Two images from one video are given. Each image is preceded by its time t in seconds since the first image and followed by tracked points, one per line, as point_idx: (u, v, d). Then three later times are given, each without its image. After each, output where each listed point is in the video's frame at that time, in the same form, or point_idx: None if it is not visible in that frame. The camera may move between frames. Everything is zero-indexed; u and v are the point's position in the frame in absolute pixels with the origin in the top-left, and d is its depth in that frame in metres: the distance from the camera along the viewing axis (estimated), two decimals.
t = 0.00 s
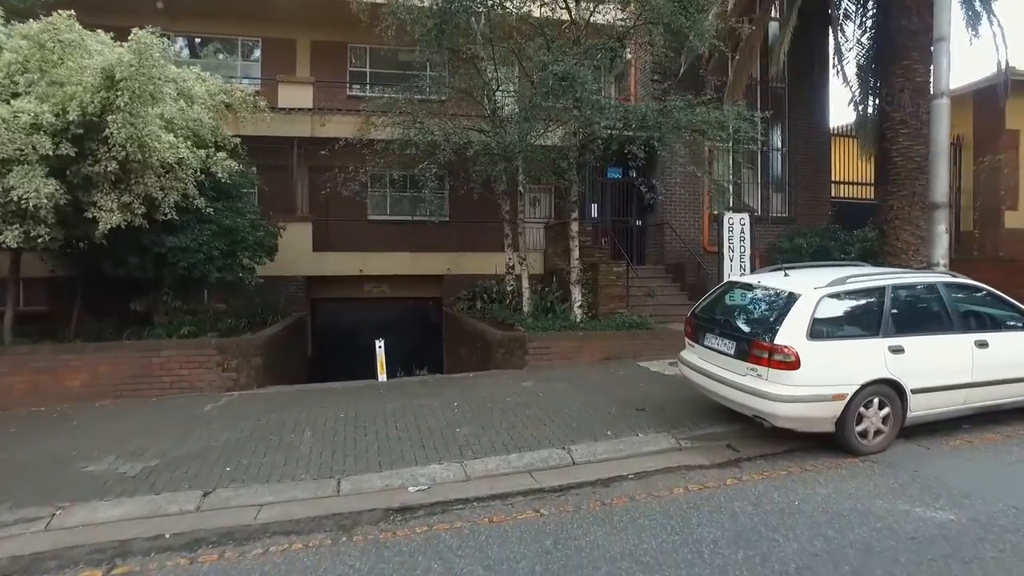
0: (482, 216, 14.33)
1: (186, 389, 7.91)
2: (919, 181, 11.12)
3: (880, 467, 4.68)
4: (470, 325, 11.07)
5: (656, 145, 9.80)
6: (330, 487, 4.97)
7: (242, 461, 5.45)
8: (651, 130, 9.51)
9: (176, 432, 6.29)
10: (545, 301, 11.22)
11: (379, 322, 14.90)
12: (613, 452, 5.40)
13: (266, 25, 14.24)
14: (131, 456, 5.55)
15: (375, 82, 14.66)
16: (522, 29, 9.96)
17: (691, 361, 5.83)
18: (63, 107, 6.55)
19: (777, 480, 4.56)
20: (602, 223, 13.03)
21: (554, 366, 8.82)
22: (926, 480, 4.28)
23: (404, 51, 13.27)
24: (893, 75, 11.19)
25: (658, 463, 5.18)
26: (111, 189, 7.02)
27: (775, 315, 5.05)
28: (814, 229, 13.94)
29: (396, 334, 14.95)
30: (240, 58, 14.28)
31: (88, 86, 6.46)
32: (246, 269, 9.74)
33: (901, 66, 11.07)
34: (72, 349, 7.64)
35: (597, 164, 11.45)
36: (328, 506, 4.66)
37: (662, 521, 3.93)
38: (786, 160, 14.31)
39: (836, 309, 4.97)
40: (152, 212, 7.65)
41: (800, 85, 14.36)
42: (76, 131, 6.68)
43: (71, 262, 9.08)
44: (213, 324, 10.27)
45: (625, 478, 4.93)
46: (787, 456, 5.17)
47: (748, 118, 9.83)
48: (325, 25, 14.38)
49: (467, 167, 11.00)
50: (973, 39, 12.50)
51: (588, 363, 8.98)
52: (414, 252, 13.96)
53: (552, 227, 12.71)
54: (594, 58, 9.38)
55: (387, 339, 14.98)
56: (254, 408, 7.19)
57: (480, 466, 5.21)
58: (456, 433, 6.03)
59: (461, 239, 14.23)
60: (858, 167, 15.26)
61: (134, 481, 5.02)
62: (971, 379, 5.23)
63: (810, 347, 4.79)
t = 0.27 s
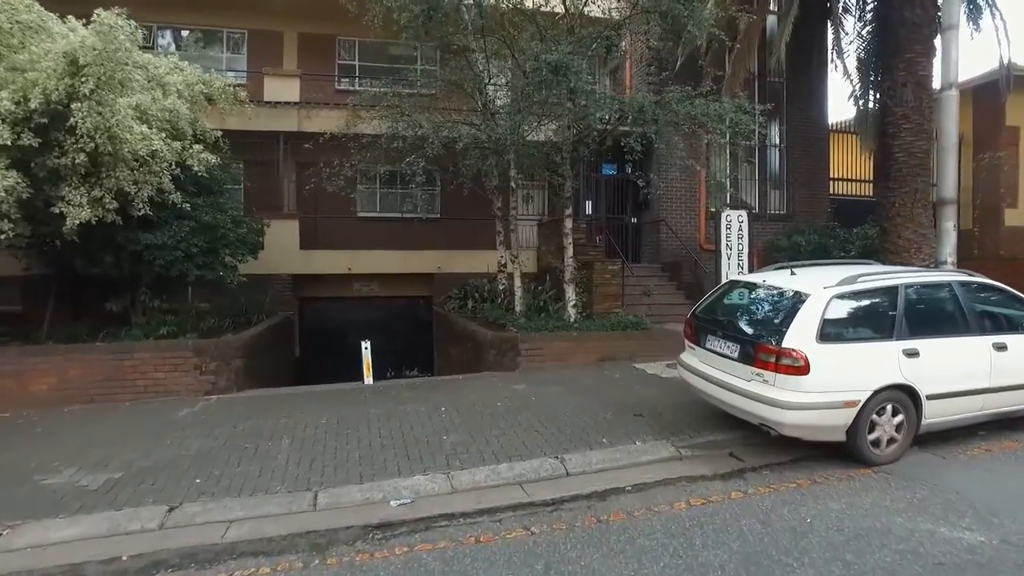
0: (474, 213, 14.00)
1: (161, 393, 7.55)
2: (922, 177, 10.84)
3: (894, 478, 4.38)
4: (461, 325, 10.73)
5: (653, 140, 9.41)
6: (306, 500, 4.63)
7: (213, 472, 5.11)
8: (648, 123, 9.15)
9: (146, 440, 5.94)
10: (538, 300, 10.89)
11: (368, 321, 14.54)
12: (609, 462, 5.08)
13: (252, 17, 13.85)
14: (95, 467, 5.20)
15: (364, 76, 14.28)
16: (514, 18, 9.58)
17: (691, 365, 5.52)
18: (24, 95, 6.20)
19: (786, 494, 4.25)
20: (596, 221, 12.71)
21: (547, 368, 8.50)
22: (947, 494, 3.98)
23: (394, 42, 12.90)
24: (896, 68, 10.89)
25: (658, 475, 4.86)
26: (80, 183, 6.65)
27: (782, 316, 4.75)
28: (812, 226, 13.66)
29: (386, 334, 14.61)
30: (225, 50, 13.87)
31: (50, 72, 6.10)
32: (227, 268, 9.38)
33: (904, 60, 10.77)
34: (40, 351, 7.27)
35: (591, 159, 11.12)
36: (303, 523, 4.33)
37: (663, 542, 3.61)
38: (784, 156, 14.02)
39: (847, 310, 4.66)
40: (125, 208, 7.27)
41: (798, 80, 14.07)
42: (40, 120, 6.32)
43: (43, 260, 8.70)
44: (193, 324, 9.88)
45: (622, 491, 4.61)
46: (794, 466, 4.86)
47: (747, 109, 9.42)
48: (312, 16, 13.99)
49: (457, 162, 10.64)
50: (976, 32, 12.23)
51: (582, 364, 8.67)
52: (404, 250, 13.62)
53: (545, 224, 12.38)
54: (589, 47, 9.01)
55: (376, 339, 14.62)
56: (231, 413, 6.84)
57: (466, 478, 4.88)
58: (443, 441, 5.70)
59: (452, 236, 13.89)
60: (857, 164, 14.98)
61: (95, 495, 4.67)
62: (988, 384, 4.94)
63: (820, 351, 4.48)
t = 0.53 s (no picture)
0: (466, 211, 13.67)
1: (135, 401, 7.18)
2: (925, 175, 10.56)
3: (913, 497, 4.08)
4: (452, 326, 10.39)
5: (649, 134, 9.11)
6: (279, 521, 4.29)
7: (181, 488, 4.76)
8: (645, 120, 8.86)
9: (114, 452, 5.58)
10: (532, 301, 10.57)
11: (357, 322, 14.18)
12: (606, 478, 4.76)
13: (237, 10, 13.46)
14: (54, 484, 4.84)
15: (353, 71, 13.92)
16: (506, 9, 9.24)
17: (693, 374, 5.21)
18: None
19: (798, 515, 3.94)
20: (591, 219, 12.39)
21: (540, 373, 8.18)
22: (972, 518, 3.69)
23: (383, 36, 12.55)
24: (898, 63, 10.62)
25: (659, 491, 4.54)
26: (45, 177, 6.28)
27: (791, 322, 4.44)
28: (812, 226, 13.39)
29: (377, 334, 14.24)
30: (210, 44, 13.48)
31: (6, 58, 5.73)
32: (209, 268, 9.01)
33: (907, 55, 10.49)
34: (7, 357, 6.90)
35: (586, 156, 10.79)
36: (275, 547, 4.00)
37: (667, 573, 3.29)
38: (782, 154, 13.72)
39: (860, 315, 4.35)
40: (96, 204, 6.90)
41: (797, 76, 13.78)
42: None
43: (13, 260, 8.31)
44: (173, 327, 9.52)
45: (620, 511, 4.30)
46: (804, 481, 4.56)
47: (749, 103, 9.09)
48: (299, 10, 13.62)
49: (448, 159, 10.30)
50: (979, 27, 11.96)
51: (577, 368, 8.36)
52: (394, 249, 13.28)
53: (539, 222, 12.04)
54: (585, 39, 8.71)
55: (366, 341, 14.25)
56: (207, 422, 6.49)
57: (454, 496, 4.55)
58: (429, 453, 5.37)
59: (443, 235, 13.55)
60: (856, 162, 14.71)
61: (51, 515, 4.32)
62: (1009, 395, 4.64)
63: (833, 359, 4.17)
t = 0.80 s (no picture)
0: (459, 209, 13.34)
1: (109, 408, 6.82)
2: (932, 172, 10.27)
3: (938, 516, 3.77)
4: (444, 329, 10.06)
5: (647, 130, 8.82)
6: (253, 542, 3.95)
7: (149, 505, 4.41)
8: (644, 114, 8.52)
9: (80, 464, 5.23)
10: (526, 301, 10.24)
11: (348, 323, 13.82)
12: (607, 495, 4.44)
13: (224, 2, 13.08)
14: (11, 501, 4.48)
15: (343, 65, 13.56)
16: None
17: (698, 381, 4.89)
18: None
19: (816, 538, 3.62)
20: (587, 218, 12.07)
21: (535, 378, 7.87)
22: (1008, 544, 3.39)
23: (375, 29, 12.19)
24: (904, 57, 10.32)
25: (663, 509, 4.23)
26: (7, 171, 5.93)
27: (805, 327, 4.13)
28: (813, 225, 13.10)
29: (369, 334, 13.87)
30: (196, 37, 13.09)
31: None
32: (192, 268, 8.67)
33: (913, 49, 10.20)
34: None
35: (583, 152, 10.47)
36: (246, 573, 3.66)
37: None
38: (783, 151, 13.43)
39: (878, 318, 4.05)
40: (66, 200, 6.55)
41: (798, 71, 13.48)
42: None
43: None
44: (154, 329, 9.16)
45: (622, 532, 3.98)
46: (818, 498, 4.24)
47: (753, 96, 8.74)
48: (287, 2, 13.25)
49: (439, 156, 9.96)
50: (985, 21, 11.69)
51: (573, 373, 8.04)
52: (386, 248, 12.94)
53: (534, 221, 11.72)
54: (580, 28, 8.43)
55: (356, 342, 13.89)
56: (184, 430, 6.14)
57: (443, 514, 4.23)
58: (417, 466, 5.04)
59: (436, 234, 13.22)
60: (858, 160, 14.43)
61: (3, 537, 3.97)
62: None
63: (850, 367, 3.86)
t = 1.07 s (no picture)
0: (452, 208, 13.00)
1: (78, 416, 6.45)
2: (936, 170, 9.99)
3: (967, 541, 3.47)
4: (435, 331, 9.72)
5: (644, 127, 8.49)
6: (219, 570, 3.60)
7: (109, 526, 4.06)
8: (641, 110, 8.22)
9: (40, 479, 4.86)
10: (520, 302, 9.90)
11: (337, 325, 13.46)
12: (605, 514, 4.12)
13: None
14: None
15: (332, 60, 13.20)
16: None
17: (702, 391, 4.57)
18: None
19: (836, 566, 3.31)
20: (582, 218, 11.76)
21: (528, 383, 7.55)
22: None
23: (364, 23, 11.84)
24: (908, 52, 10.05)
25: (666, 531, 3.90)
26: None
27: (819, 334, 3.81)
28: (813, 224, 12.82)
29: (359, 336, 13.53)
30: (180, 30, 12.71)
31: None
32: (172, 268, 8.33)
33: (917, 43, 9.92)
34: None
35: (578, 149, 10.15)
36: None
37: None
38: (782, 149, 13.13)
39: (899, 324, 3.73)
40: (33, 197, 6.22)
41: (799, 67, 13.18)
42: None
43: None
44: (132, 332, 8.80)
45: (622, 558, 3.65)
46: (833, 518, 3.93)
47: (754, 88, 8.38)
48: None
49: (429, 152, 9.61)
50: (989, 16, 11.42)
51: (568, 377, 7.71)
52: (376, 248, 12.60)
53: (528, 220, 11.38)
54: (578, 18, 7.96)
55: (346, 344, 13.54)
56: (156, 440, 5.78)
57: (429, 537, 3.89)
58: (401, 481, 4.71)
59: (428, 234, 12.88)
60: (858, 159, 14.15)
61: None
62: None
63: (870, 378, 3.55)
